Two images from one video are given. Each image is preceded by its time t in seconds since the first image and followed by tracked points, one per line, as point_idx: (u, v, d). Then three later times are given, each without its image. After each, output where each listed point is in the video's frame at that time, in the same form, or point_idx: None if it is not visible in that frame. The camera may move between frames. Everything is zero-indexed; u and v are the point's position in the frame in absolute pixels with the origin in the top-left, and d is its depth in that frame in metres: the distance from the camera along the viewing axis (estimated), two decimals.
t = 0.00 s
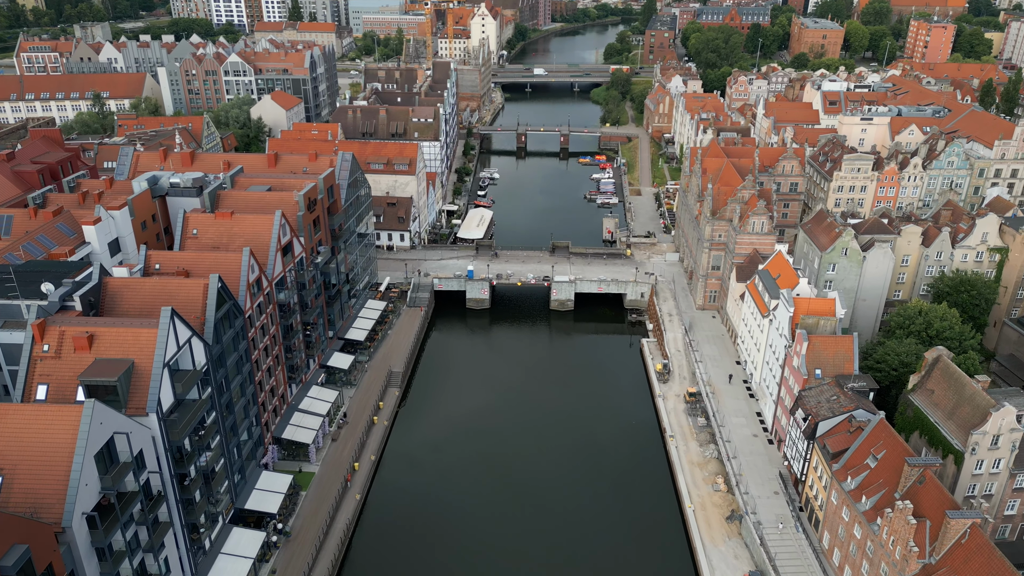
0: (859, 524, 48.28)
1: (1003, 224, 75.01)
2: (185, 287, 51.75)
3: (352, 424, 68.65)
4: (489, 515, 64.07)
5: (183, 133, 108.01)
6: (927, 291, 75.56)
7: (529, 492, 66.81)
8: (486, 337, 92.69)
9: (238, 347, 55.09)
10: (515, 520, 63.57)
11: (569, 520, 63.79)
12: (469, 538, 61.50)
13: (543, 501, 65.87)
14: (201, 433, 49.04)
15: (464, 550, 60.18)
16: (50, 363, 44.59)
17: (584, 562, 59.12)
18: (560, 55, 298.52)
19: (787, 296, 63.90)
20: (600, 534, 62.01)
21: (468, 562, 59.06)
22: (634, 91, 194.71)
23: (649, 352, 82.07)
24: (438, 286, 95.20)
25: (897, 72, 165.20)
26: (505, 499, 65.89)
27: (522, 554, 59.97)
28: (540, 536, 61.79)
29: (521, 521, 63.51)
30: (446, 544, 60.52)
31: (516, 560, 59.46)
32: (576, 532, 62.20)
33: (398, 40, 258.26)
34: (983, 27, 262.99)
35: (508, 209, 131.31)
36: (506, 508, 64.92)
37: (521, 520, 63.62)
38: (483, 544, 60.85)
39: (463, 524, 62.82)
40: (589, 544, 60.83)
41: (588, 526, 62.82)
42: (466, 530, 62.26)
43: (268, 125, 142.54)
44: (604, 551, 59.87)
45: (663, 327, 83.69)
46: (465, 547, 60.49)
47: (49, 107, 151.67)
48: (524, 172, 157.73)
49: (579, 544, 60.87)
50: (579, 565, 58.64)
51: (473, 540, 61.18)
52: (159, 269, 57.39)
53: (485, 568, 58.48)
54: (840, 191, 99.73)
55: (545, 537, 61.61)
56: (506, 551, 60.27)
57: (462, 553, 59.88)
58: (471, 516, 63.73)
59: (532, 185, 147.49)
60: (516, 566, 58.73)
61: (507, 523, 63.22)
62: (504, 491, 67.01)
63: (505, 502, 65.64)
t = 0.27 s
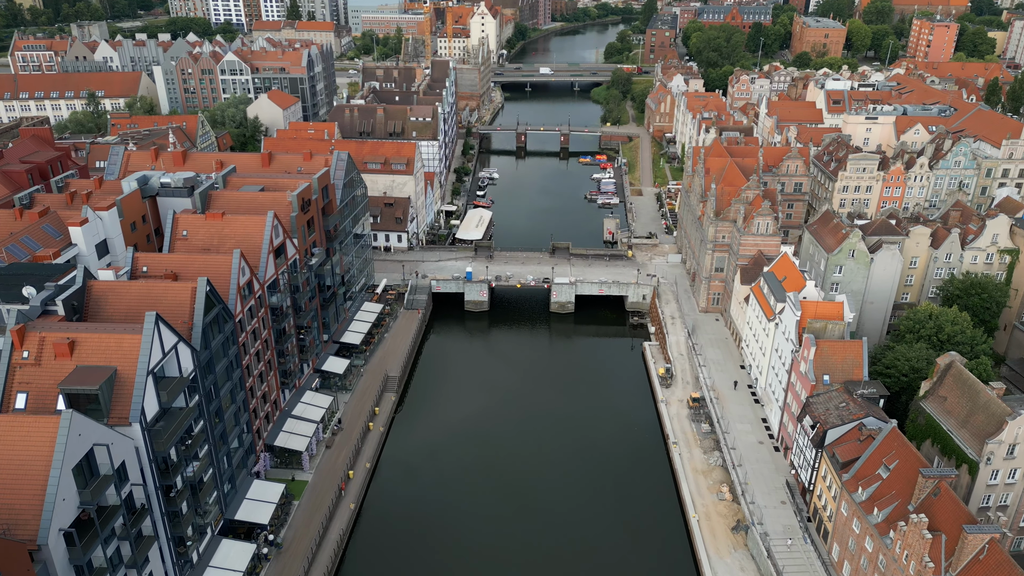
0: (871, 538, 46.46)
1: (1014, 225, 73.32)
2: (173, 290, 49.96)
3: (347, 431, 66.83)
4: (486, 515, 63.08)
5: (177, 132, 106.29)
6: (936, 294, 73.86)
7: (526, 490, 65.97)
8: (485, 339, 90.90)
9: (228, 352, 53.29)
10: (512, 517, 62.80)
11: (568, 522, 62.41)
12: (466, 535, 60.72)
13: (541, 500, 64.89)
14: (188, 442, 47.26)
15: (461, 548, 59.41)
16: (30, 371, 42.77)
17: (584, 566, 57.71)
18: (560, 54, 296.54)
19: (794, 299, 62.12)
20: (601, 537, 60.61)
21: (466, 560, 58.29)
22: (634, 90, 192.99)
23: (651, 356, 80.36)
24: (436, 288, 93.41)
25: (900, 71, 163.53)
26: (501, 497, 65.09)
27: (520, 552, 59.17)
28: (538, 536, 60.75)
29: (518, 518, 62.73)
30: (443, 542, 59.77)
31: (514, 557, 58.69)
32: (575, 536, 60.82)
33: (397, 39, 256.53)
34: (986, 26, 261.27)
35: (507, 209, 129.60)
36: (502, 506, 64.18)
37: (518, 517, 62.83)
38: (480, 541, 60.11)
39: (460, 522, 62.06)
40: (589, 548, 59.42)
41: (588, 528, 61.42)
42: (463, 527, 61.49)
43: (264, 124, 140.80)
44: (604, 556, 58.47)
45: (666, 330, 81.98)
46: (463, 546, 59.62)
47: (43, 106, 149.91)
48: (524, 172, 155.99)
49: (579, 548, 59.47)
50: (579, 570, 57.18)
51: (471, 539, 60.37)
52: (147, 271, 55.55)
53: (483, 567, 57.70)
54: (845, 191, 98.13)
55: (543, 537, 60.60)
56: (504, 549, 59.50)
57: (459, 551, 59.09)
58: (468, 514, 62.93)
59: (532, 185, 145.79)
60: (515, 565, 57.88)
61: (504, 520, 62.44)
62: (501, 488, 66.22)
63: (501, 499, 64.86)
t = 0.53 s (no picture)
0: (885, 551, 44.60)
1: None
2: (160, 293, 48.25)
3: (342, 437, 65.02)
4: (484, 514, 62.15)
5: (171, 131, 104.56)
6: (946, 296, 72.21)
7: (525, 489, 64.98)
8: (484, 343, 89.08)
9: (218, 358, 51.56)
10: (512, 517, 61.84)
11: (567, 522, 61.35)
12: (466, 535, 59.79)
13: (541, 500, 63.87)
14: (176, 451, 45.57)
15: (461, 548, 58.52)
16: (9, 378, 41.05)
17: (584, 567, 56.70)
18: (560, 53, 294.65)
19: (803, 301, 60.38)
20: (600, 537, 59.68)
21: (466, 560, 57.38)
22: (635, 89, 191.33)
23: (654, 360, 78.62)
24: (434, 290, 91.65)
25: (904, 69, 161.90)
26: (501, 496, 64.14)
27: (522, 552, 58.27)
28: (539, 538, 59.73)
29: (519, 518, 61.78)
30: (443, 542, 58.84)
31: (515, 557, 57.81)
32: (575, 536, 59.81)
33: (395, 38, 254.71)
34: (989, 24, 259.45)
35: (507, 209, 127.94)
36: (501, 505, 63.24)
37: (518, 517, 61.86)
38: (480, 541, 59.20)
39: (459, 522, 61.08)
40: (589, 548, 58.46)
41: (587, 529, 60.41)
42: (462, 528, 60.55)
43: (261, 123, 139.12)
44: (605, 556, 57.54)
45: (669, 333, 80.22)
46: (462, 545, 58.79)
47: (37, 105, 148.20)
48: (524, 171, 154.27)
49: (579, 548, 58.50)
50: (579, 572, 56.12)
51: (470, 539, 59.42)
52: (134, 274, 53.81)
53: (485, 567, 56.79)
54: (850, 191, 96.61)
55: (544, 538, 59.58)
56: (505, 549, 58.63)
57: (460, 551, 58.18)
58: (467, 514, 61.94)
59: (532, 185, 144.09)
60: (516, 566, 56.96)
61: (504, 520, 61.51)
62: (499, 488, 65.24)
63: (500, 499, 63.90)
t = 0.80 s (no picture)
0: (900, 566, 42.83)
1: None
2: (148, 298, 46.48)
3: (338, 444, 63.28)
4: (483, 514, 61.26)
5: (165, 130, 102.77)
6: (957, 299, 70.48)
7: (526, 489, 64.11)
8: (484, 346, 87.31)
9: (208, 364, 49.77)
10: (513, 517, 60.95)
11: (567, 522, 60.47)
12: (467, 535, 58.95)
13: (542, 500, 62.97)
14: (163, 462, 43.83)
15: (461, 548, 57.68)
16: None
17: (584, 567, 55.95)
18: (560, 52, 292.88)
19: (813, 305, 58.58)
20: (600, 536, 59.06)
21: (468, 561, 56.61)
22: (637, 88, 189.58)
23: (658, 364, 76.86)
24: (433, 292, 89.86)
25: (908, 68, 160.17)
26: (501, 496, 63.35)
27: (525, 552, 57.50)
28: (541, 539, 58.79)
29: (520, 518, 60.94)
30: (444, 543, 58.02)
31: (517, 558, 56.95)
32: (575, 536, 59.02)
33: (395, 37, 252.88)
34: (992, 24, 257.57)
35: (507, 210, 126.21)
36: (502, 505, 62.40)
37: (519, 517, 61.00)
38: (482, 541, 58.40)
39: (460, 523, 60.23)
40: (590, 548, 57.78)
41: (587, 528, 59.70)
42: (463, 528, 59.74)
43: (258, 122, 137.35)
44: (605, 555, 56.90)
45: (672, 336, 78.44)
46: (462, 545, 57.97)
47: (32, 104, 146.39)
48: (524, 171, 152.53)
49: (579, 548, 57.74)
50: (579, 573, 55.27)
51: (470, 540, 58.54)
52: (122, 277, 52.06)
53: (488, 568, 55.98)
54: (857, 192, 94.94)
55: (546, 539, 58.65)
56: (506, 550, 57.76)
57: (462, 552, 57.37)
58: (467, 514, 61.08)
59: (533, 185, 142.33)
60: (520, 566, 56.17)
61: (505, 520, 60.70)
62: (499, 488, 64.39)
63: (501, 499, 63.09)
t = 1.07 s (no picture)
0: None
1: None
2: (133, 302, 44.76)
3: (333, 451, 61.53)
4: (481, 514, 60.16)
5: (159, 130, 101.09)
6: (969, 302, 68.67)
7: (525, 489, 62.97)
8: (483, 349, 85.48)
9: (197, 371, 48.02)
10: (512, 517, 59.94)
11: (568, 523, 59.26)
12: (466, 536, 57.88)
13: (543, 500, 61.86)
14: (149, 473, 42.10)
15: (459, 549, 56.66)
16: None
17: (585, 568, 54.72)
18: (560, 52, 291.13)
19: (822, 309, 56.80)
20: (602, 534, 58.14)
21: (467, 561, 55.59)
22: (638, 87, 187.80)
23: (661, 369, 75.10)
24: (431, 295, 88.09)
25: (913, 66, 158.37)
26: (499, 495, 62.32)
27: (525, 552, 56.48)
28: (541, 540, 57.73)
29: (519, 518, 59.94)
30: (442, 542, 57.02)
31: (516, 559, 55.82)
32: (577, 536, 58.01)
33: (394, 36, 251.12)
34: (996, 23, 255.65)
35: (507, 210, 124.46)
36: (501, 504, 61.29)
37: (519, 517, 59.96)
38: (481, 541, 57.39)
39: (458, 522, 59.20)
40: (592, 548, 56.75)
41: (588, 526, 58.74)
42: (462, 528, 58.69)
43: (255, 122, 135.67)
44: (605, 555, 55.89)
45: (676, 340, 76.62)
46: (460, 545, 56.95)
47: (26, 103, 144.69)
48: (524, 171, 150.83)
49: (580, 548, 56.64)
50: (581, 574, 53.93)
51: (468, 540, 57.46)
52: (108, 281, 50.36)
53: (487, 568, 55.00)
54: (863, 192, 93.29)
55: (547, 540, 57.56)
56: (505, 550, 56.70)
57: (460, 551, 56.39)
58: (465, 514, 60.03)
59: (533, 185, 140.61)
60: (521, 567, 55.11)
61: (504, 519, 59.67)
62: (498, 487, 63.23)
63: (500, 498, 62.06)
